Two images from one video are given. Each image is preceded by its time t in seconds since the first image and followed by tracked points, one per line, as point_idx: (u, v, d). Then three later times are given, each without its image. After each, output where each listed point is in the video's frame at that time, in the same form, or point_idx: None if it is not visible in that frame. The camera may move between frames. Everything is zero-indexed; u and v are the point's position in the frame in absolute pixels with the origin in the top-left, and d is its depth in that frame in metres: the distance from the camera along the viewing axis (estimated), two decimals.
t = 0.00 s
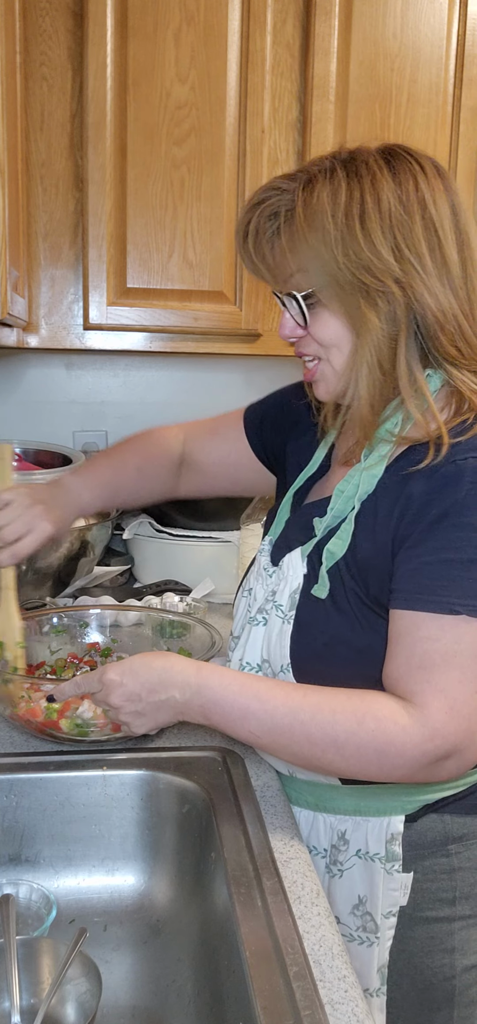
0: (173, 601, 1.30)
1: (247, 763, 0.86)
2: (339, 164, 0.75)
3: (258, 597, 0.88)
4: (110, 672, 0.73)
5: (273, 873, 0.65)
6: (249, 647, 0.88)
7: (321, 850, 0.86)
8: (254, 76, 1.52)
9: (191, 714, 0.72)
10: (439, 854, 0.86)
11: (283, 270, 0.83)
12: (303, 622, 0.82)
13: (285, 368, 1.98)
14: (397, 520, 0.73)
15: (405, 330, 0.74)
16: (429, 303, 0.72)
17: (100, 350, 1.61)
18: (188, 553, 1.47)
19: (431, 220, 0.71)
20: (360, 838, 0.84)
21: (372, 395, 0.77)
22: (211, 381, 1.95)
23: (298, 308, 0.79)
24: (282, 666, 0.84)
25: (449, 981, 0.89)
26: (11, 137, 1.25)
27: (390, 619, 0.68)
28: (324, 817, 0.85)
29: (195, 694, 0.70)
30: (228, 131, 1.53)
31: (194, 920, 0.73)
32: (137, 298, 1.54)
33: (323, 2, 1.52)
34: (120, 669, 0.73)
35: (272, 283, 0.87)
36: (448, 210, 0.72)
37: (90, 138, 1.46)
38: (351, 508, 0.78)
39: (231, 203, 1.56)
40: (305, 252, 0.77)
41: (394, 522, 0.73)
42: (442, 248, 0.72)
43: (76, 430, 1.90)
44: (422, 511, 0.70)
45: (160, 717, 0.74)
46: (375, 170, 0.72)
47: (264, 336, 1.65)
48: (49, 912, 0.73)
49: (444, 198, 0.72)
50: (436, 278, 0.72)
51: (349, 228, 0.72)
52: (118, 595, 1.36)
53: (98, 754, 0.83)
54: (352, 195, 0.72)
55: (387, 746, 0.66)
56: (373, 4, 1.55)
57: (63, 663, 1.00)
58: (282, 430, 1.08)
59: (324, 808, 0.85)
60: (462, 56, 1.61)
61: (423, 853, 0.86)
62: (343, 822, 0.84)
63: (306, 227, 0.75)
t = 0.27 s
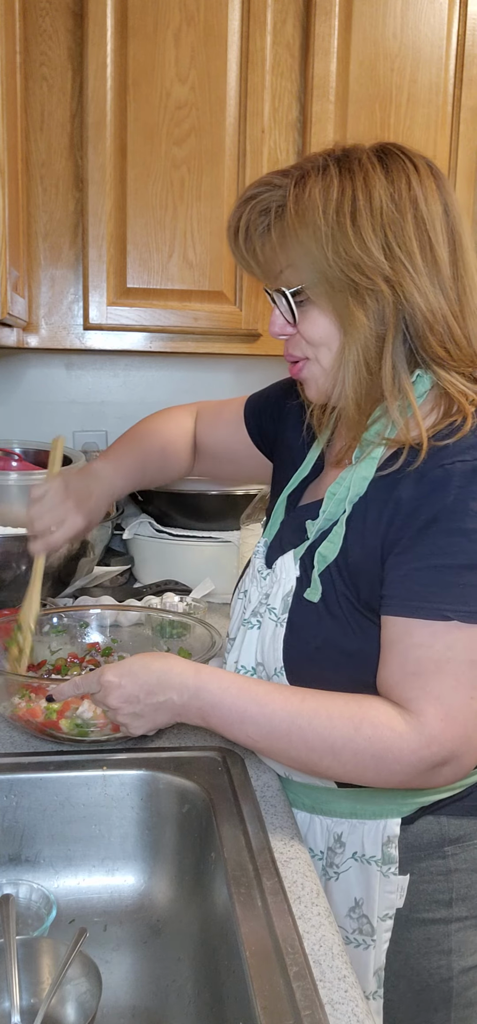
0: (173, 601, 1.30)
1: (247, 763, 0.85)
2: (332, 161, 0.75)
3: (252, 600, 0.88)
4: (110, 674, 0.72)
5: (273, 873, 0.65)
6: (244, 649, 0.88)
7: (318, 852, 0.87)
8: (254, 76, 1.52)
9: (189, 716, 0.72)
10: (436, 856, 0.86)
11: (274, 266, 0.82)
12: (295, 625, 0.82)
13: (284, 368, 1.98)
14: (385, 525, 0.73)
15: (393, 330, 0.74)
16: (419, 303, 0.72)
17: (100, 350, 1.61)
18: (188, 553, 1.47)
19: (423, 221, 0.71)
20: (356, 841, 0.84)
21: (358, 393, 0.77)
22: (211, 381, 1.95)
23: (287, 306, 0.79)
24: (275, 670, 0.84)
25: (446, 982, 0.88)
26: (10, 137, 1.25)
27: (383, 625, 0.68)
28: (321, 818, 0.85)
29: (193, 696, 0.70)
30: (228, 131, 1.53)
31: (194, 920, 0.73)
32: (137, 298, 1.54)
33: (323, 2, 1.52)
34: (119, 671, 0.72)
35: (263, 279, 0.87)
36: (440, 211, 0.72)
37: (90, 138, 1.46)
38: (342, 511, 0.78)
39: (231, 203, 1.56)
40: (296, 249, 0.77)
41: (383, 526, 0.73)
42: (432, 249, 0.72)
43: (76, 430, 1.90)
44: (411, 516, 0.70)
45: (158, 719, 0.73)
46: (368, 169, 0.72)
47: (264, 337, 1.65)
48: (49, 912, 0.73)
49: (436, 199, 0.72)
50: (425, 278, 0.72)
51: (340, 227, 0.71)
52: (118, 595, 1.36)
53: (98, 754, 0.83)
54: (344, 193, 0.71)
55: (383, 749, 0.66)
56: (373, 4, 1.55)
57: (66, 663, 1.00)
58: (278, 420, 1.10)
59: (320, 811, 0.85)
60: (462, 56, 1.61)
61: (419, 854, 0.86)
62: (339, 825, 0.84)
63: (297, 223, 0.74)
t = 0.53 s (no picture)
0: (173, 601, 1.30)
1: (247, 763, 0.85)
2: (325, 163, 0.75)
3: (253, 599, 0.89)
4: (107, 675, 0.74)
5: (274, 873, 0.65)
6: (244, 649, 0.88)
7: (316, 853, 0.86)
8: (254, 76, 1.52)
9: (188, 716, 0.72)
10: (433, 857, 0.86)
11: (268, 268, 0.83)
12: (294, 626, 0.82)
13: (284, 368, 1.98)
14: (382, 525, 0.73)
15: (386, 330, 0.74)
16: (412, 304, 0.72)
17: (100, 350, 1.61)
18: (187, 553, 1.47)
19: (415, 220, 0.71)
20: (354, 843, 0.84)
21: (352, 393, 0.77)
22: (211, 381, 1.95)
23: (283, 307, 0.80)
24: (274, 670, 0.84)
25: (444, 983, 0.88)
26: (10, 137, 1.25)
27: (381, 626, 0.68)
28: (319, 819, 0.85)
29: (192, 697, 0.71)
30: (228, 131, 1.53)
31: (194, 920, 0.73)
32: (137, 298, 1.54)
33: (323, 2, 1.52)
34: (117, 671, 0.73)
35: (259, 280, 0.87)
36: (433, 211, 0.72)
37: (90, 138, 1.46)
38: (340, 511, 0.77)
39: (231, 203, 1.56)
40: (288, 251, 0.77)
41: (379, 527, 0.73)
42: (426, 249, 0.72)
43: (76, 430, 1.90)
44: (407, 515, 0.70)
45: (157, 717, 0.74)
46: (360, 170, 0.72)
47: (264, 337, 1.65)
48: (49, 912, 0.73)
49: (430, 199, 0.72)
50: (418, 278, 0.72)
51: (331, 228, 0.72)
52: (118, 595, 1.36)
53: (98, 753, 0.83)
54: (335, 194, 0.72)
55: (381, 751, 0.66)
56: (373, 4, 1.55)
57: (66, 663, 1.00)
58: (276, 421, 1.11)
59: (318, 812, 0.85)
60: (462, 56, 1.61)
61: (417, 855, 0.86)
62: (337, 827, 0.84)
63: (288, 225, 0.74)
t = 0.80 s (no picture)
0: (173, 601, 1.30)
1: (247, 763, 0.85)
2: (328, 162, 0.75)
3: (251, 600, 0.88)
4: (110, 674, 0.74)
5: (273, 873, 0.65)
6: (243, 649, 0.88)
7: (316, 853, 0.87)
8: (254, 76, 1.52)
9: (190, 716, 0.72)
10: (434, 857, 0.86)
11: (271, 268, 0.83)
12: (293, 626, 0.82)
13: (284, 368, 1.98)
14: (384, 527, 0.73)
15: (390, 331, 0.74)
16: (415, 305, 0.72)
17: (101, 350, 1.61)
18: (188, 553, 1.47)
19: (419, 221, 0.71)
20: (355, 842, 0.84)
21: (355, 394, 0.77)
22: (211, 381, 1.95)
23: (285, 308, 0.79)
24: (274, 671, 0.84)
25: (445, 982, 0.88)
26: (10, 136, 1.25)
27: (382, 630, 0.68)
28: (320, 818, 0.85)
29: (194, 697, 0.71)
30: (229, 131, 1.53)
31: (194, 920, 0.73)
32: (137, 298, 1.54)
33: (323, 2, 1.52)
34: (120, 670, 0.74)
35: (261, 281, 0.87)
36: (437, 211, 0.72)
37: (90, 138, 1.46)
38: (341, 511, 0.78)
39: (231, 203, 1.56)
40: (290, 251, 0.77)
41: (381, 530, 0.73)
42: (430, 250, 0.72)
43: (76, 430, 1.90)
44: (409, 519, 0.70)
45: (159, 718, 0.74)
46: (364, 170, 0.72)
47: (264, 337, 1.65)
48: (49, 913, 0.73)
49: (434, 200, 0.72)
50: (422, 279, 0.72)
51: (335, 228, 0.72)
52: (118, 595, 1.36)
53: (98, 753, 0.83)
54: (339, 194, 0.72)
55: (382, 753, 0.66)
56: (373, 4, 1.55)
57: (65, 663, 1.00)
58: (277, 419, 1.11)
59: (319, 812, 0.85)
60: (462, 55, 1.61)
61: (418, 854, 0.86)
62: (338, 826, 0.84)
63: (291, 225, 0.74)
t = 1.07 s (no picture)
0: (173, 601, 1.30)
1: (247, 763, 0.85)
2: (330, 162, 0.75)
3: (252, 600, 0.88)
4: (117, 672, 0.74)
5: (273, 873, 0.65)
6: (243, 649, 0.88)
7: (316, 853, 0.86)
8: (254, 76, 1.52)
9: (196, 716, 0.73)
10: (433, 857, 0.86)
11: (272, 269, 0.83)
12: (293, 626, 0.82)
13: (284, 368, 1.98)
14: (386, 528, 0.72)
15: (391, 332, 0.74)
16: (416, 306, 0.72)
17: (101, 350, 1.61)
18: (188, 553, 1.47)
19: (421, 221, 0.71)
20: (355, 843, 0.84)
21: (355, 394, 0.77)
22: (211, 381, 1.95)
23: (286, 307, 0.80)
24: (275, 671, 0.84)
25: (444, 983, 0.88)
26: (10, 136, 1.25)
27: (386, 632, 0.68)
28: (319, 818, 0.85)
29: (200, 695, 0.71)
30: (229, 131, 1.53)
31: (194, 919, 0.73)
32: (137, 298, 1.54)
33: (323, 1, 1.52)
34: (126, 669, 0.73)
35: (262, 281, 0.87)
36: (440, 211, 0.72)
37: (90, 138, 1.46)
38: (342, 511, 0.78)
39: (231, 203, 1.56)
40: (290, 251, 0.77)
41: (382, 531, 0.73)
42: (431, 251, 0.71)
43: (76, 430, 1.90)
44: (411, 520, 0.69)
45: (164, 718, 0.74)
46: (365, 170, 0.72)
47: (264, 337, 1.65)
48: (49, 913, 0.73)
49: (436, 199, 0.72)
50: (423, 280, 0.72)
51: (335, 228, 0.72)
52: (118, 595, 1.36)
53: (98, 753, 0.83)
54: (340, 195, 0.72)
55: (383, 752, 0.67)
56: (373, 4, 1.55)
57: (66, 663, 1.00)
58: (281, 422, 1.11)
59: (318, 812, 0.85)
60: (462, 56, 1.61)
61: (417, 855, 0.86)
62: (337, 827, 0.84)
63: (291, 226, 0.75)
